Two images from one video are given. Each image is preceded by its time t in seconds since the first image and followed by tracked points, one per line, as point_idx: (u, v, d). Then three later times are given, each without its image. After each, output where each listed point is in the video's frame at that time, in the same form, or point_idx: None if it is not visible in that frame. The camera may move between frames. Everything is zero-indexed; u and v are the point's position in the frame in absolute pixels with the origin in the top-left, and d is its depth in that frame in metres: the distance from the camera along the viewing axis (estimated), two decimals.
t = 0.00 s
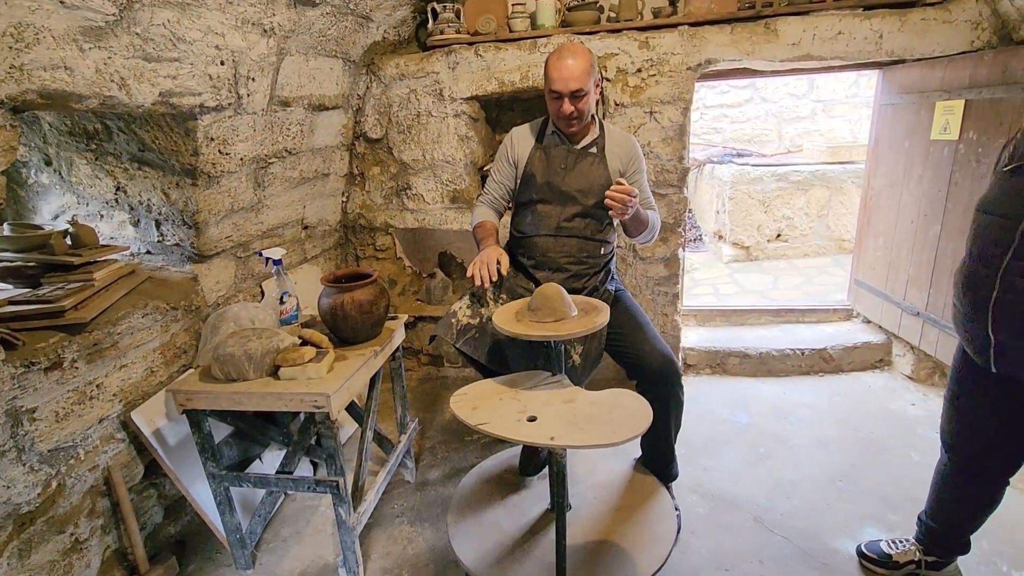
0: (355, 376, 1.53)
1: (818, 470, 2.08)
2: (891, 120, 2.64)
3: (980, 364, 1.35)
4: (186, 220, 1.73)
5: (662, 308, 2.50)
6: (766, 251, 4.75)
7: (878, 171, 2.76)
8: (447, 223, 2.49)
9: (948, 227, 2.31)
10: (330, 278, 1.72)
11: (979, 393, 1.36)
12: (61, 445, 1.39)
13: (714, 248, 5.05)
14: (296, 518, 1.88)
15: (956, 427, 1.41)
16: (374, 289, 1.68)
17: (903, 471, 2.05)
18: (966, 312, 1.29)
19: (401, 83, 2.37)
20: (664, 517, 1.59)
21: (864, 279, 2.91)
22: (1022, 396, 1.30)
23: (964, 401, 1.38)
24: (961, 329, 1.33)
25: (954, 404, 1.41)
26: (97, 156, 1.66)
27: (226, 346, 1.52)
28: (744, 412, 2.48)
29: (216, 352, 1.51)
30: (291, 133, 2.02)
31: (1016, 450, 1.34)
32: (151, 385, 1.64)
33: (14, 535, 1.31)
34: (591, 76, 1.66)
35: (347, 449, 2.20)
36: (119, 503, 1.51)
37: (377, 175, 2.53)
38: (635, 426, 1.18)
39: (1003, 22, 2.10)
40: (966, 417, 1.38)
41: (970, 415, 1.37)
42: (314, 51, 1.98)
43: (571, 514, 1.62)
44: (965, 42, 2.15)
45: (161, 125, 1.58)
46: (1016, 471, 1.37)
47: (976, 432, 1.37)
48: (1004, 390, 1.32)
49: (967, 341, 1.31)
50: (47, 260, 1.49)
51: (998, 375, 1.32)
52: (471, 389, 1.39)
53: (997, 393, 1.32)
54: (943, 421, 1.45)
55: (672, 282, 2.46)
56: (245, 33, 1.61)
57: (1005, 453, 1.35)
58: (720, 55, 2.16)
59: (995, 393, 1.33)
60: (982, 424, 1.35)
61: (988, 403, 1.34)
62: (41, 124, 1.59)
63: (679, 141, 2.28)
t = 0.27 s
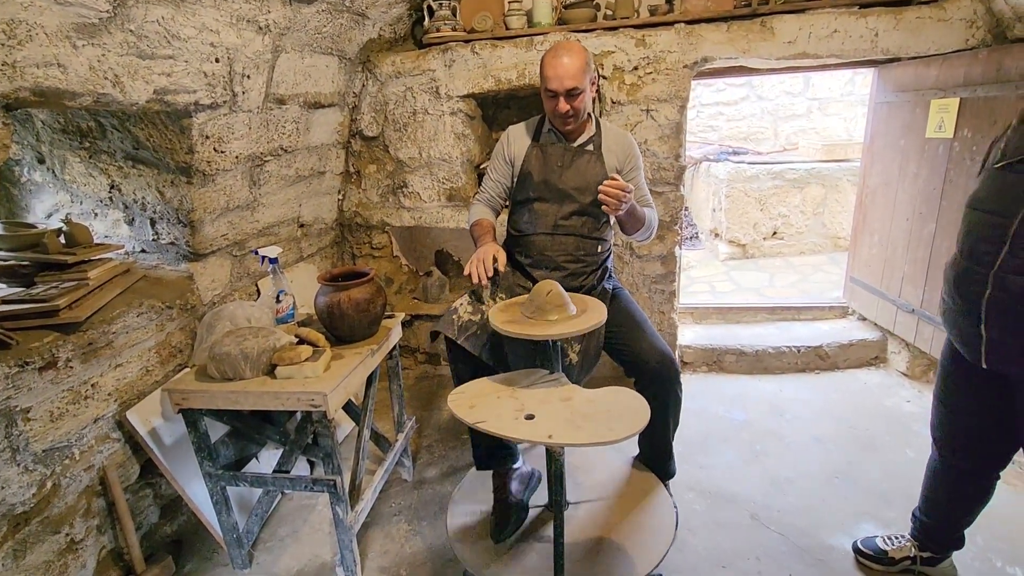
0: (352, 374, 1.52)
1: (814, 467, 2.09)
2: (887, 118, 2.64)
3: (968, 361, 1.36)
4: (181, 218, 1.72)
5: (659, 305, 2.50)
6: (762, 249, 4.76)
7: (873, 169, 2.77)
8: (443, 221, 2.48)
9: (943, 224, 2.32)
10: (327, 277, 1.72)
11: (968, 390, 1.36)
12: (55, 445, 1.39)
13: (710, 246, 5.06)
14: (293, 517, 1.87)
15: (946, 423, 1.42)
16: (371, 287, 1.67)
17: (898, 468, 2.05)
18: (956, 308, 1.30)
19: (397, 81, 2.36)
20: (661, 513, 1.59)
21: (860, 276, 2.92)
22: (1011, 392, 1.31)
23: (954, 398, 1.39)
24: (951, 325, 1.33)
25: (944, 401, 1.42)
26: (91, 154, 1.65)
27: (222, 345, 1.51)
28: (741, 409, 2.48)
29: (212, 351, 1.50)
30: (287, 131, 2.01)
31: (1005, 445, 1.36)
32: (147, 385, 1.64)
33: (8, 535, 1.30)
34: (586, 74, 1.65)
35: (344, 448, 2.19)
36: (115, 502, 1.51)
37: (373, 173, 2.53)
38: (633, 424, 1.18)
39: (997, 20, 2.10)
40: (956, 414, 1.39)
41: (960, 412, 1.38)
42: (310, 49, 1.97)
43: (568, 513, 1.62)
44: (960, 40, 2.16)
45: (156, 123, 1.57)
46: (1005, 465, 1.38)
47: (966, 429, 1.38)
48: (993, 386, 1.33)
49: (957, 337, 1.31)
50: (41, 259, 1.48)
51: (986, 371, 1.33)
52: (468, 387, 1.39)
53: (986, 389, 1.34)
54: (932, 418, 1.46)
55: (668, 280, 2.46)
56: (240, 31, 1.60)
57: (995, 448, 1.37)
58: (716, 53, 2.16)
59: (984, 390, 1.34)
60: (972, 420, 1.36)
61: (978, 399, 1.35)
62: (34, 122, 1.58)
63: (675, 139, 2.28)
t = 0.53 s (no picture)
0: (345, 374, 1.51)
1: (808, 464, 2.09)
2: (880, 116, 2.65)
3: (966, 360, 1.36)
4: (172, 218, 1.71)
5: (653, 304, 2.50)
6: (757, 247, 4.77)
7: (867, 167, 2.77)
8: (438, 220, 2.47)
9: (936, 222, 2.33)
10: (321, 276, 1.71)
11: (965, 389, 1.36)
12: (46, 447, 1.38)
13: (705, 244, 5.07)
14: (287, 517, 1.86)
15: (941, 422, 1.42)
16: (364, 286, 1.66)
17: (892, 465, 2.06)
18: (957, 307, 1.29)
19: (390, 79, 2.35)
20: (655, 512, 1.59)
21: (853, 274, 2.93)
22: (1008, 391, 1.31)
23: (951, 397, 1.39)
24: (951, 323, 1.33)
25: (940, 400, 1.42)
26: (80, 152, 1.64)
27: (214, 345, 1.50)
28: (735, 407, 2.49)
29: (203, 351, 1.49)
30: (280, 129, 1.99)
31: (1000, 443, 1.36)
32: (138, 385, 1.63)
33: None
34: (579, 73, 1.65)
35: (338, 447, 2.19)
36: (107, 504, 1.50)
37: (366, 172, 2.52)
38: (626, 424, 1.18)
39: (990, 19, 2.11)
40: (952, 412, 1.39)
41: (956, 411, 1.38)
42: (302, 46, 1.95)
43: (562, 512, 1.62)
44: (953, 38, 2.16)
45: (145, 122, 1.55)
46: (999, 463, 1.39)
47: (961, 427, 1.38)
48: (990, 385, 1.33)
49: (957, 335, 1.31)
50: (30, 259, 1.47)
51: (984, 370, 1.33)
52: (462, 387, 1.38)
53: (983, 388, 1.33)
54: (928, 416, 1.46)
55: (663, 279, 2.47)
56: (231, 28, 1.58)
57: (989, 447, 1.37)
58: (710, 51, 2.16)
59: (982, 389, 1.34)
60: (967, 419, 1.37)
61: (974, 398, 1.35)
62: (22, 121, 1.57)
63: (670, 137, 2.27)
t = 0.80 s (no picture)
0: (340, 373, 1.50)
1: (804, 461, 2.09)
2: (875, 113, 2.65)
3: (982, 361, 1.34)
4: (164, 216, 1.69)
5: (649, 301, 2.50)
6: (752, 244, 4.78)
7: (862, 165, 2.78)
8: (433, 218, 2.46)
9: (930, 219, 2.34)
10: (315, 275, 1.69)
11: (977, 389, 1.35)
12: (36, 447, 1.36)
13: (701, 241, 5.07)
14: (282, 517, 1.85)
15: (948, 420, 1.41)
16: (359, 284, 1.65)
17: (887, 461, 2.07)
18: (981, 309, 1.29)
19: (385, 76, 2.33)
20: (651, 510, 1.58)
21: (849, 271, 2.93)
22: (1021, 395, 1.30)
23: (962, 397, 1.38)
24: (972, 325, 1.32)
25: (950, 398, 1.41)
26: (70, 150, 1.62)
27: (207, 344, 1.49)
28: (731, 404, 2.49)
29: (196, 350, 1.47)
30: (273, 126, 1.98)
31: (1008, 447, 1.35)
32: (131, 385, 1.61)
33: None
34: (573, 69, 1.64)
35: (333, 446, 2.18)
36: (99, 505, 1.48)
37: (361, 169, 2.50)
38: (622, 422, 1.18)
39: (984, 16, 2.11)
40: (960, 412, 1.38)
41: (965, 411, 1.38)
42: (296, 42, 1.94)
43: (558, 510, 1.62)
44: (948, 35, 2.16)
45: (137, 118, 1.54)
46: (1003, 466, 1.38)
47: (968, 427, 1.37)
48: (1003, 388, 1.32)
49: (978, 336, 1.30)
50: (19, 257, 1.45)
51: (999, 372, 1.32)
52: (458, 385, 1.38)
53: (996, 390, 1.33)
54: (936, 414, 1.45)
55: (659, 276, 2.46)
56: (223, 24, 1.56)
57: (997, 449, 1.36)
58: (706, 48, 2.15)
59: (995, 391, 1.33)
60: (977, 420, 1.36)
61: (986, 400, 1.34)
62: (11, 118, 1.56)
63: (665, 134, 2.27)
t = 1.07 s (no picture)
0: (338, 371, 1.50)
1: (801, 459, 2.10)
2: (872, 111, 2.66)
3: (1006, 368, 1.31)
4: (161, 214, 1.69)
5: (647, 299, 2.50)
6: (750, 242, 4.79)
7: (858, 163, 2.78)
8: (431, 216, 2.46)
9: (927, 217, 2.34)
10: (314, 274, 1.70)
11: (995, 395, 1.33)
12: (33, 446, 1.36)
13: (699, 239, 5.08)
14: (280, 515, 1.85)
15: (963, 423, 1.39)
16: (356, 282, 1.65)
17: (883, 458, 2.07)
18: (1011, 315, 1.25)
19: (382, 74, 2.33)
20: (649, 507, 1.58)
21: (845, 269, 2.94)
22: None
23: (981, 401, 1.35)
24: (1002, 332, 1.28)
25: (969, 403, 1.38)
26: (66, 148, 1.62)
27: (204, 343, 1.49)
28: (728, 402, 2.49)
29: (193, 349, 1.47)
30: (270, 125, 1.97)
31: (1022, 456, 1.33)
32: (128, 384, 1.61)
33: None
34: (565, 69, 1.64)
35: (331, 445, 2.17)
36: (96, 504, 1.48)
37: (358, 167, 2.50)
38: (620, 420, 1.18)
39: (980, 14, 2.11)
40: (977, 417, 1.35)
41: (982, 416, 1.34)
42: (293, 41, 1.93)
43: (556, 508, 1.62)
44: (944, 34, 2.16)
45: (133, 117, 1.53)
46: (1016, 474, 1.36)
47: (983, 432, 1.35)
48: None
49: (1006, 343, 1.27)
50: (15, 256, 1.45)
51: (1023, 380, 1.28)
52: (456, 384, 1.38)
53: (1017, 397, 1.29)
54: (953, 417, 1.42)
55: (656, 274, 2.46)
56: (219, 22, 1.56)
57: (1011, 456, 1.34)
58: (703, 46, 2.15)
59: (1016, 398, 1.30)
60: (992, 424, 1.33)
61: (1003, 404, 1.31)
62: (7, 116, 1.55)
63: (663, 132, 2.27)
